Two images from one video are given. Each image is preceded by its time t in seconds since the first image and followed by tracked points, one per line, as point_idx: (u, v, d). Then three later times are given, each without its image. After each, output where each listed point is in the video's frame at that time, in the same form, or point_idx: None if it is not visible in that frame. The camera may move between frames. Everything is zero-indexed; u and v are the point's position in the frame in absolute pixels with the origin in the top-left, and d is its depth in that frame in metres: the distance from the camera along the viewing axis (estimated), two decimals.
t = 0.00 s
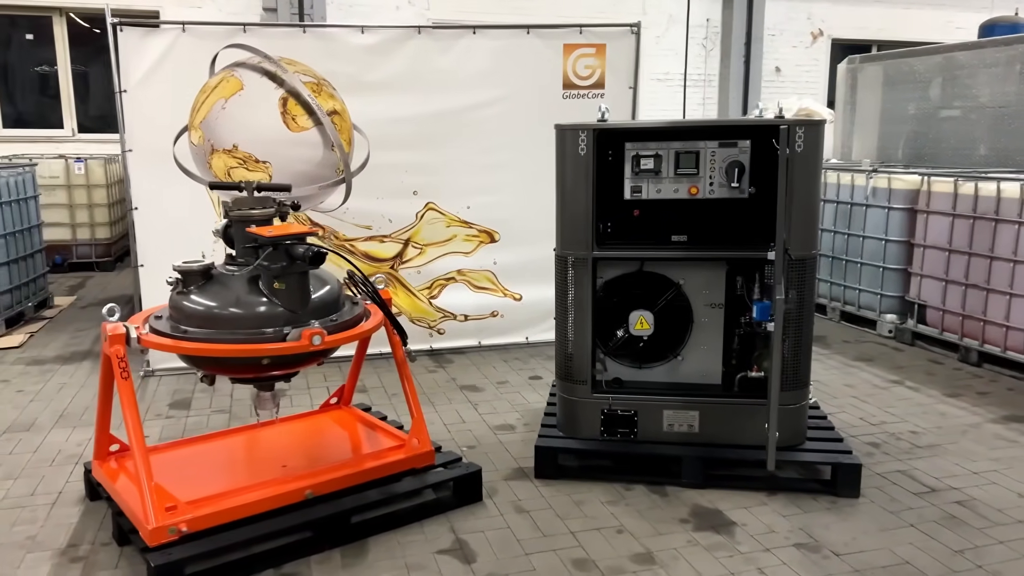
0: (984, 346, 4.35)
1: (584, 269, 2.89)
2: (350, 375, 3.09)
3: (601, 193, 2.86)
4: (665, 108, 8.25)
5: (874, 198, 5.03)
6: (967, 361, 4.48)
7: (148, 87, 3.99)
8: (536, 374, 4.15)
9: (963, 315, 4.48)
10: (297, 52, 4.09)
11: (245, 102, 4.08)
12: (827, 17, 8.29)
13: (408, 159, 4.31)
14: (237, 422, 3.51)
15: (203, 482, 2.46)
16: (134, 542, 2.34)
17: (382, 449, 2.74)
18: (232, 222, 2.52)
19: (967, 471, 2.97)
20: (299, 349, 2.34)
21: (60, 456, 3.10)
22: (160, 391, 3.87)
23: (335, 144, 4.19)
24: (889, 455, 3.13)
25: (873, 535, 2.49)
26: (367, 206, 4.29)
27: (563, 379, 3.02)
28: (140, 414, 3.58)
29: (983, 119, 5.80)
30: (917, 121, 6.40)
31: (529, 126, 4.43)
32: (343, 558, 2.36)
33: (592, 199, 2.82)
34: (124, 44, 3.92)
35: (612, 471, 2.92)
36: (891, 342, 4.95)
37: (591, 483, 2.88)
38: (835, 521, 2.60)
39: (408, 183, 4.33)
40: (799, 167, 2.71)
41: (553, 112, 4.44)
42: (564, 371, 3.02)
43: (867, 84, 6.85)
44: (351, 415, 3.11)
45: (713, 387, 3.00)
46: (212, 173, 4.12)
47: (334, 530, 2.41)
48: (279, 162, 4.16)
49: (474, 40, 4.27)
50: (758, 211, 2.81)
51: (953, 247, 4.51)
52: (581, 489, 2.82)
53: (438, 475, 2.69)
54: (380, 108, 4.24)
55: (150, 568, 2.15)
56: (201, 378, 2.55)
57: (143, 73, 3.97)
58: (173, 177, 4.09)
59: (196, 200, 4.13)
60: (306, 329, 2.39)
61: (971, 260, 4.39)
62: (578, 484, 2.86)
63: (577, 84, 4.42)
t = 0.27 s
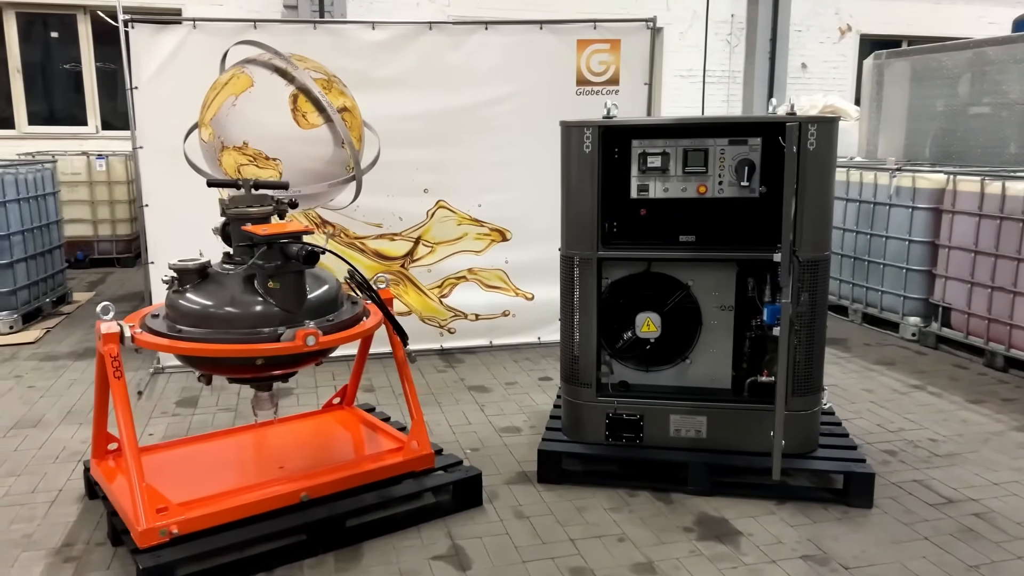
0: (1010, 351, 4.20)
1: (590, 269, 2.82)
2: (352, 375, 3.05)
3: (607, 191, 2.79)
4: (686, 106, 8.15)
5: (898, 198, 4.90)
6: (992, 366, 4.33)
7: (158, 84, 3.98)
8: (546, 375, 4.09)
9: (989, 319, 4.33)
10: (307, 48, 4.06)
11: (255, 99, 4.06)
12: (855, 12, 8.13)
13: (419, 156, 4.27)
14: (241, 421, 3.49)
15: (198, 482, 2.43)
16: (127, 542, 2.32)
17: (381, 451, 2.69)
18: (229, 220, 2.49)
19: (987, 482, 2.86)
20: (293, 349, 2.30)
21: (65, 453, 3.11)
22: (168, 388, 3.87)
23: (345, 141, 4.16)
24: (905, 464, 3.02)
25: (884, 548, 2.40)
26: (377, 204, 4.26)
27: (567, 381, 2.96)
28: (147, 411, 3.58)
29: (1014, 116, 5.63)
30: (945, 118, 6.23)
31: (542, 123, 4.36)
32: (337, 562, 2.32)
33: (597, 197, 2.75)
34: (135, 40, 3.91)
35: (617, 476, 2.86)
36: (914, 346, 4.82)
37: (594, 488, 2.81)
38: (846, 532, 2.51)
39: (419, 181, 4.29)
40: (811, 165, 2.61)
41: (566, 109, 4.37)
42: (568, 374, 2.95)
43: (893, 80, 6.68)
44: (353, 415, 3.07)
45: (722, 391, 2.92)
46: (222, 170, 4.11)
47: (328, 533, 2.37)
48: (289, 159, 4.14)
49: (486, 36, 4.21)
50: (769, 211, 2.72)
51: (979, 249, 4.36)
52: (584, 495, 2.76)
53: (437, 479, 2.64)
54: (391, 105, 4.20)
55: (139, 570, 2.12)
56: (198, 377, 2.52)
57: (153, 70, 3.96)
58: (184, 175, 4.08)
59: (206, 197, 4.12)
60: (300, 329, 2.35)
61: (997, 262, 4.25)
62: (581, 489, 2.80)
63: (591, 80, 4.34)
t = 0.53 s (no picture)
0: None
1: (595, 270, 2.76)
2: (357, 376, 3.03)
3: (613, 191, 2.73)
4: (710, 104, 8.04)
5: (923, 198, 4.77)
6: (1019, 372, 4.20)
7: (173, 83, 4.00)
8: (558, 377, 4.04)
9: (1016, 323, 4.20)
10: (320, 46, 4.05)
11: (268, 98, 4.06)
12: (885, 8, 8.08)
13: (431, 155, 4.24)
14: (249, 420, 3.48)
15: (196, 482, 2.42)
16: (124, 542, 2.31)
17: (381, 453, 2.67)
18: (229, 219, 2.47)
19: (1007, 493, 2.76)
20: (289, 350, 2.28)
21: (73, 450, 3.13)
22: (179, 386, 3.89)
23: (358, 140, 4.15)
24: (922, 472, 2.93)
25: (895, 561, 2.32)
26: (390, 203, 4.23)
27: (573, 385, 2.91)
28: (158, 408, 3.60)
29: None
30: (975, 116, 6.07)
31: (556, 121, 4.31)
32: (332, 566, 2.30)
33: (603, 197, 2.70)
34: (150, 39, 3.93)
35: (622, 482, 2.80)
36: (939, 350, 4.70)
37: (598, 493, 2.76)
38: (856, 543, 2.43)
39: (431, 180, 4.26)
40: (823, 164, 2.54)
41: (581, 107, 4.31)
42: (574, 377, 2.90)
43: (922, 78, 6.50)
44: (357, 416, 3.05)
45: (732, 396, 2.85)
46: (236, 169, 4.12)
47: (324, 535, 2.35)
48: (302, 159, 4.13)
49: (500, 33, 4.16)
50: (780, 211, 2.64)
51: (1007, 251, 4.23)
52: (588, 500, 2.70)
53: (437, 482, 2.61)
54: (404, 103, 4.17)
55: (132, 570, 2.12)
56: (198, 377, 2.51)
57: (168, 70, 3.98)
58: (197, 174, 4.10)
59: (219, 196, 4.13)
60: (297, 329, 2.33)
61: None
62: (585, 494, 2.75)
63: (606, 78, 4.27)
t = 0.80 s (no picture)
0: None
1: (601, 272, 2.73)
2: (363, 376, 3.02)
3: (620, 192, 2.69)
4: (735, 103, 7.95)
5: (949, 199, 4.66)
6: None
7: (189, 83, 4.03)
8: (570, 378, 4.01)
9: None
10: (335, 46, 4.05)
11: (284, 98, 4.07)
12: (917, 5, 7.95)
13: (445, 155, 4.23)
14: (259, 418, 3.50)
15: (197, 481, 2.43)
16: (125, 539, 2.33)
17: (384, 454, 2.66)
18: (232, 219, 2.48)
19: None
20: (287, 350, 2.27)
21: (85, 446, 3.16)
22: (193, 383, 3.92)
23: (372, 140, 4.15)
24: (938, 482, 2.85)
25: (904, 573, 2.26)
26: (403, 202, 4.23)
27: (579, 387, 2.87)
28: (171, 406, 3.63)
29: None
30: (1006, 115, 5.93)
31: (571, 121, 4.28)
32: (330, 567, 2.30)
33: (608, 198, 2.66)
34: (167, 40, 3.97)
35: (627, 487, 2.76)
36: (963, 355, 4.58)
37: (603, 498, 2.72)
38: (864, 554, 2.37)
39: (445, 180, 4.25)
40: (833, 164, 2.48)
41: (596, 106, 4.28)
42: (580, 379, 2.87)
43: (952, 76, 6.35)
44: (364, 416, 3.04)
45: (741, 401, 2.80)
46: (251, 168, 4.14)
47: (323, 536, 2.35)
48: (316, 159, 4.13)
49: (515, 32, 4.14)
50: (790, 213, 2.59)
51: None
52: (591, 505, 2.67)
53: (439, 485, 2.59)
54: (418, 103, 4.17)
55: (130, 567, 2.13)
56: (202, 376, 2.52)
57: (184, 70, 4.02)
58: (213, 173, 4.13)
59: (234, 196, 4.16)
60: (296, 329, 2.32)
61: None
62: (589, 499, 2.72)
63: (622, 77, 4.23)
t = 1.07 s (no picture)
0: None
1: (608, 273, 2.70)
2: (371, 374, 3.02)
3: (627, 192, 2.66)
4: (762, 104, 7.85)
5: (975, 201, 4.55)
6: None
7: (208, 83, 4.08)
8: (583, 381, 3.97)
9: None
10: (351, 46, 4.07)
11: (300, 98, 4.09)
12: (951, 4, 7.81)
13: (460, 154, 4.22)
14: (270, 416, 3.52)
15: (201, 478, 2.45)
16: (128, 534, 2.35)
17: (388, 453, 2.65)
18: (238, 217, 2.49)
19: None
20: (289, 349, 2.28)
21: (98, 440, 3.21)
22: (208, 381, 3.96)
23: (387, 140, 4.15)
24: (954, 491, 2.77)
25: None
26: (419, 202, 4.23)
27: (586, 390, 2.84)
28: (185, 402, 3.67)
29: None
30: None
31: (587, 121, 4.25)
32: (328, 566, 2.30)
33: (615, 198, 2.64)
34: (186, 40, 4.01)
35: (633, 491, 2.73)
36: (990, 362, 4.46)
37: (607, 502, 2.69)
38: (872, 564, 2.31)
39: (460, 179, 4.24)
40: (844, 165, 2.43)
41: (613, 107, 4.24)
42: (587, 381, 2.84)
43: (982, 75, 6.25)
44: (371, 414, 3.03)
45: (750, 406, 2.75)
46: (268, 168, 4.16)
47: (322, 535, 2.36)
48: (332, 158, 4.15)
49: (531, 32, 4.13)
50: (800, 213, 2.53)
51: None
52: (595, 508, 2.64)
53: (442, 485, 2.58)
54: (434, 103, 4.17)
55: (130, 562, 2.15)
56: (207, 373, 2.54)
57: (203, 70, 4.06)
58: (231, 173, 4.17)
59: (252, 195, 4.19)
60: (298, 328, 2.32)
61: None
62: (593, 502, 2.69)
63: (639, 77, 4.20)
